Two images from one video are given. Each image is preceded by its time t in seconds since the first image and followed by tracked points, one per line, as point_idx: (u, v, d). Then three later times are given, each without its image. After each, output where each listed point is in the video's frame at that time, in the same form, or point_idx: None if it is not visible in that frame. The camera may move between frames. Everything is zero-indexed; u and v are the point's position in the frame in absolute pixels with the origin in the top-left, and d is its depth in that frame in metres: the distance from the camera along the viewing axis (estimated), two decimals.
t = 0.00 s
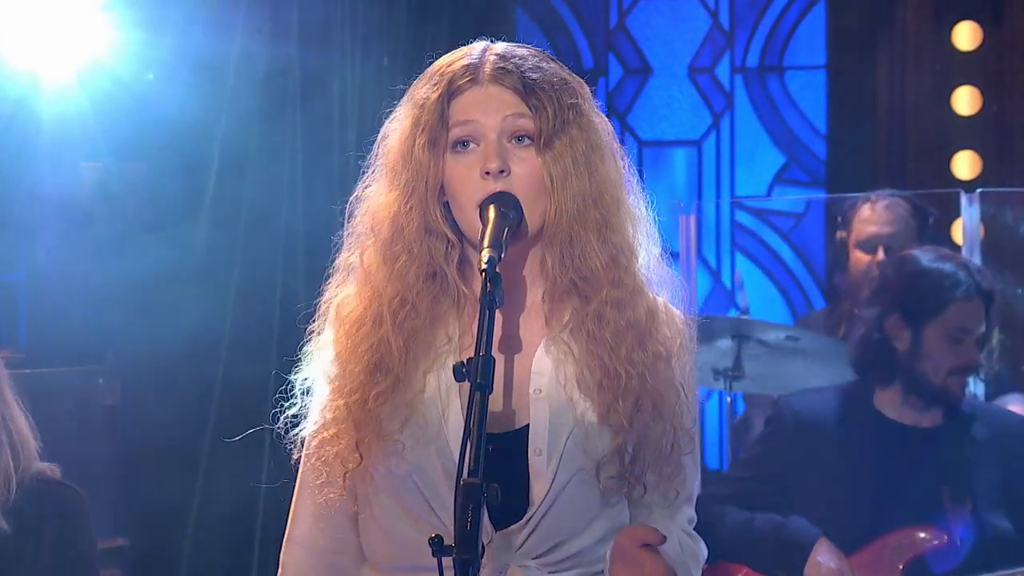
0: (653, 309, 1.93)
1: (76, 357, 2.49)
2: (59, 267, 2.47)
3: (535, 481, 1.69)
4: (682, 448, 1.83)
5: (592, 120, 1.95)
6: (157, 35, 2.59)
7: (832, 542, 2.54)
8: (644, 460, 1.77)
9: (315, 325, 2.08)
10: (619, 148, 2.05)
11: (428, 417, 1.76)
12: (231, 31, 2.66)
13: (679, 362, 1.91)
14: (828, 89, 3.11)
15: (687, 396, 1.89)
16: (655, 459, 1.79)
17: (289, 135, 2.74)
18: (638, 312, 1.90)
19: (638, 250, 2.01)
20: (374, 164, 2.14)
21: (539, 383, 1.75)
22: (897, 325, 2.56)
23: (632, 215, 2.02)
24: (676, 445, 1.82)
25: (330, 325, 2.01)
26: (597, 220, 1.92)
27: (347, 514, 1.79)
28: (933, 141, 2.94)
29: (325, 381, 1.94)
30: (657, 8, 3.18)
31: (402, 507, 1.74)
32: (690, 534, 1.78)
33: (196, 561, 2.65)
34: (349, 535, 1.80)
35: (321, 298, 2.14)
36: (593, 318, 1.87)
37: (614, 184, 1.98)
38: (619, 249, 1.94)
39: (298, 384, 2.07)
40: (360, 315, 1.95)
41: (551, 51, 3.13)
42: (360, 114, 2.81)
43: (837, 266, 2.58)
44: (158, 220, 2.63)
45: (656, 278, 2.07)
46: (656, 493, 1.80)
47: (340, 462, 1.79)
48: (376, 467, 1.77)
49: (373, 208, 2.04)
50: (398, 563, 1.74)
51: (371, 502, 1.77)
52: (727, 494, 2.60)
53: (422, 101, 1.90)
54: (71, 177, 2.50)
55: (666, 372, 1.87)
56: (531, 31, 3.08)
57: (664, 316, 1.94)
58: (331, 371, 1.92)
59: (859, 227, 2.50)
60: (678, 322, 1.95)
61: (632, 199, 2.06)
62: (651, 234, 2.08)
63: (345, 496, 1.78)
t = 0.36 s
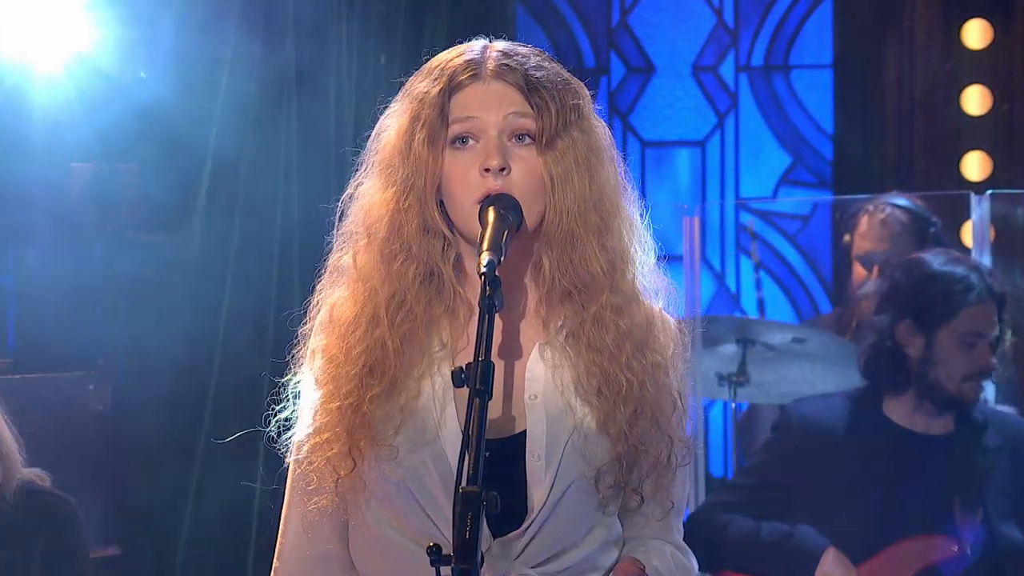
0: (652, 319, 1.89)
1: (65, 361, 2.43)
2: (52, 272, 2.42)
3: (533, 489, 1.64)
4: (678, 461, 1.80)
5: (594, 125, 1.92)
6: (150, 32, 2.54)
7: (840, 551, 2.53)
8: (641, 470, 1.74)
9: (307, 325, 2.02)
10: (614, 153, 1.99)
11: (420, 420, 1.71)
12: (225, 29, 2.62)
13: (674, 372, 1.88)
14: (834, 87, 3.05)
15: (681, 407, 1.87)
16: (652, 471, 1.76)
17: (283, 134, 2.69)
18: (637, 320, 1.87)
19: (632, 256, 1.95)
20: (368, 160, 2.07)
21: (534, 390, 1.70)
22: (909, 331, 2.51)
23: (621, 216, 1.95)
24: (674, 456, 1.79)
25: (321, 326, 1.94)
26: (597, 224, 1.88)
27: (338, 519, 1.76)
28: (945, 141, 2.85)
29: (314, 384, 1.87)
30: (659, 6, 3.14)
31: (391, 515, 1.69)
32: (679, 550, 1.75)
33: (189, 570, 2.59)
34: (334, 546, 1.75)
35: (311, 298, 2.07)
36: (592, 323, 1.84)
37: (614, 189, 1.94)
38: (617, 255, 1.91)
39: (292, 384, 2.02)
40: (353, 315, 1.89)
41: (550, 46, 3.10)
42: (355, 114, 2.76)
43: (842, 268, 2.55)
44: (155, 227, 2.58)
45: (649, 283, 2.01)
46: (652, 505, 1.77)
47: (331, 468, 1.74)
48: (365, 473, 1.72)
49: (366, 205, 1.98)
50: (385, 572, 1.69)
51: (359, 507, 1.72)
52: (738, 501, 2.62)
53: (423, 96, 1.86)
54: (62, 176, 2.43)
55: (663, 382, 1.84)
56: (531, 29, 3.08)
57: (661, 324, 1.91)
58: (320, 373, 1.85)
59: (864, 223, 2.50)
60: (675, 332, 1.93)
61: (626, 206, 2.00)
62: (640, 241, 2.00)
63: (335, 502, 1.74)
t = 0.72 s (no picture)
0: (669, 310, 1.82)
1: (54, 369, 2.38)
2: (43, 272, 2.38)
3: (555, 494, 1.61)
4: (708, 451, 1.70)
5: (596, 117, 1.88)
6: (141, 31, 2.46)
7: (844, 562, 2.46)
8: (667, 465, 1.67)
9: (320, 344, 1.99)
10: (621, 148, 1.95)
11: (436, 435, 1.68)
12: (220, 27, 2.55)
13: (697, 361, 1.79)
14: (841, 87, 2.99)
15: (712, 396, 1.77)
16: (680, 465, 1.68)
17: (279, 136, 2.64)
18: (651, 314, 1.80)
19: (648, 254, 1.92)
20: (371, 169, 2.05)
21: (550, 392, 1.68)
22: (911, 339, 2.45)
23: (637, 215, 1.92)
24: (704, 449, 1.70)
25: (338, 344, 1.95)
26: (605, 221, 1.84)
27: (369, 538, 1.75)
28: (951, 143, 2.79)
29: (331, 403, 1.87)
30: (661, 4, 3.08)
31: (410, 532, 1.67)
32: (723, 538, 1.65)
33: None
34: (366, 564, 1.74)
35: (324, 314, 2.05)
36: (601, 321, 1.78)
37: (619, 186, 1.90)
38: (628, 253, 1.86)
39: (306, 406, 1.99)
40: (364, 330, 1.88)
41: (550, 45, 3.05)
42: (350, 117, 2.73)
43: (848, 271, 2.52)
44: (146, 231, 2.52)
45: (669, 280, 1.98)
46: (681, 498, 1.68)
47: (351, 487, 1.73)
48: (389, 494, 1.71)
49: (372, 214, 1.96)
50: None
51: (390, 525, 1.71)
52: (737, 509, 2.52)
53: (423, 100, 1.83)
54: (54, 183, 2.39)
55: (684, 374, 1.76)
56: (531, 28, 3.03)
57: (681, 314, 1.83)
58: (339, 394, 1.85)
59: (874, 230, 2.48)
60: (700, 318, 1.83)
61: (641, 206, 1.98)
62: (659, 235, 1.98)
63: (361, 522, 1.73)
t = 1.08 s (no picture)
0: (676, 312, 1.77)
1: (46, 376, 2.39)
2: (35, 278, 2.39)
3: (567, 511, 1.56)
4: (719, 453, 1.64)
5: (601, 118, 1.83)
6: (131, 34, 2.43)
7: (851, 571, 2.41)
8: (679, 474, 1.62)
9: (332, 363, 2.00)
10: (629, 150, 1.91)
11: (445, 457, 1.69)
12: (213, 29, 2.50)
13: (705, 362, 1.72)
14: (850, 88, 2.73)
15: (724, 397, 1.69)
16: (692, 471, 1.62)
17: (274, 140, 2.53)
18: (655, 318, 1.75)
19: (658, 254, 1.87)
20: (376, 183, 2.04)
21: (557, 407, 1.64)
22: (914, 342, 2.40)
23: (645, 218, 1.87)
24: (715, 453, 1.63)
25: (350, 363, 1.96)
26: (613, 225, 1.79)
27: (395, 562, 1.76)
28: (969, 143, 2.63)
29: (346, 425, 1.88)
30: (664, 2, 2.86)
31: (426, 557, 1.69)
32: (745, 542, 1.55)
33: None
34: None
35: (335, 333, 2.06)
36: (606, 327, 1.74)
37: (628, 188, 1.86)
38: (634, 257, 1.81)
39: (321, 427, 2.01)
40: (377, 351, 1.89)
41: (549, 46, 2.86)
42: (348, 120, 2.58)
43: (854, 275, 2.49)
44: (137, 237, 2.47)
45: (680, 280, 1.92)
46: (695, 505, 1.62)
47: (369, 512, 1.75)
48: (405, 518, 1.72)
49: (378, 227, 1.95)
50: None
51: (414, 548, 1.72)
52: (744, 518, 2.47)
53: (424, 109, 1.81)
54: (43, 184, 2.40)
55: (691, 377, 1.70)
56: (531, 27, 2.80)
57: (690, 316, 1.77)
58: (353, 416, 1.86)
59: (903, 245, 2.41)
60: (711, 318, 1.76)
61: (650, 211, 1.92)
62: (670, 236, 1.92)
63: (385, 547, 1.75)
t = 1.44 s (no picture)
0: (678, 316, 1.71)
1: (33, 380, 2.38)
2: (18, 277, 2.37)
3: (567, 523, 1.51)
4: (717, 461, 1.57)
5: (601, 113, 1.78)
6: (116, 33, 2.39)
7: None
8: (678, 484, 1.56)
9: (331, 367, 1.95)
10: (635, 148, 1.86)
11: (443, 461, 1.64)
12: (203, 25, 2.43)
13: (708, 368, 1.66)
14: (856, 87, 2.59)
15: (725, 404, 1.62)
16: (691, 481, 1.57)
17: (266, 139, 2.48)
18: (653, 321, 1.69)
19: (663, 254, 1.82)
20: (378, 187, 2.00)
21: (556, 417, 1.58)
22: (926, 340, 2.34)
23: (650, 216, 1.82)
24: (714, 463, 1.57)
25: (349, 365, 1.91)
26: (609, 224, 1.74)
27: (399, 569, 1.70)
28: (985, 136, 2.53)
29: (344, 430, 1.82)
30: None
31: (425, 569, 1.62)
32: (748, 559, 1.49)
33: None
34: None
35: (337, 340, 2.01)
36: (604, 331, 1.69)
37: (628, 186, 1.80)
38: (634, 258, 1.76)
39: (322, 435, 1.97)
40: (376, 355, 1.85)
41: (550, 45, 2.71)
42: (344, 116, 2.50)
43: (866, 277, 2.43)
44: (128, 236, 2.42)
45: (689, 285, 1.86)
46: (695, 515, 1.56)
47: (369, 518, 1.70)
48: (404, 524, 1.66)
49: (379, 229, 1.91)
50: None
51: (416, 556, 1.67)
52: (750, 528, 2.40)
53: (424, 108, 1.78)
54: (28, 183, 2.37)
55: (690, 384, 1.64)
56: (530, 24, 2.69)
57: (693, 321, 1.71)
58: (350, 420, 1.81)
59: (928, 240, 2.34)
60: (717, 324, 1.70)
61: (658, 211, 1.87)
62: (677, 237, 1.87)
63: (384, 555, 1.68)
